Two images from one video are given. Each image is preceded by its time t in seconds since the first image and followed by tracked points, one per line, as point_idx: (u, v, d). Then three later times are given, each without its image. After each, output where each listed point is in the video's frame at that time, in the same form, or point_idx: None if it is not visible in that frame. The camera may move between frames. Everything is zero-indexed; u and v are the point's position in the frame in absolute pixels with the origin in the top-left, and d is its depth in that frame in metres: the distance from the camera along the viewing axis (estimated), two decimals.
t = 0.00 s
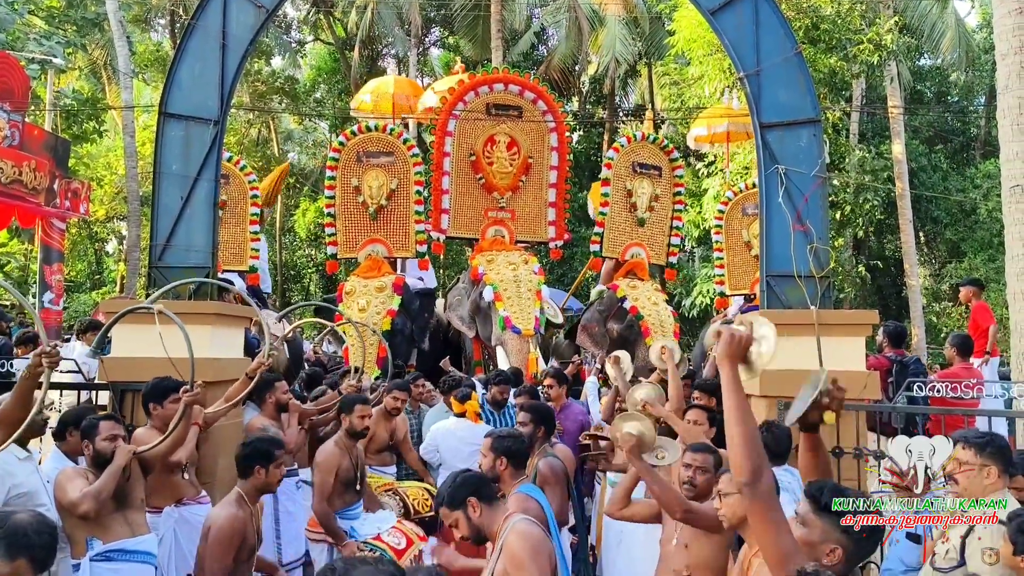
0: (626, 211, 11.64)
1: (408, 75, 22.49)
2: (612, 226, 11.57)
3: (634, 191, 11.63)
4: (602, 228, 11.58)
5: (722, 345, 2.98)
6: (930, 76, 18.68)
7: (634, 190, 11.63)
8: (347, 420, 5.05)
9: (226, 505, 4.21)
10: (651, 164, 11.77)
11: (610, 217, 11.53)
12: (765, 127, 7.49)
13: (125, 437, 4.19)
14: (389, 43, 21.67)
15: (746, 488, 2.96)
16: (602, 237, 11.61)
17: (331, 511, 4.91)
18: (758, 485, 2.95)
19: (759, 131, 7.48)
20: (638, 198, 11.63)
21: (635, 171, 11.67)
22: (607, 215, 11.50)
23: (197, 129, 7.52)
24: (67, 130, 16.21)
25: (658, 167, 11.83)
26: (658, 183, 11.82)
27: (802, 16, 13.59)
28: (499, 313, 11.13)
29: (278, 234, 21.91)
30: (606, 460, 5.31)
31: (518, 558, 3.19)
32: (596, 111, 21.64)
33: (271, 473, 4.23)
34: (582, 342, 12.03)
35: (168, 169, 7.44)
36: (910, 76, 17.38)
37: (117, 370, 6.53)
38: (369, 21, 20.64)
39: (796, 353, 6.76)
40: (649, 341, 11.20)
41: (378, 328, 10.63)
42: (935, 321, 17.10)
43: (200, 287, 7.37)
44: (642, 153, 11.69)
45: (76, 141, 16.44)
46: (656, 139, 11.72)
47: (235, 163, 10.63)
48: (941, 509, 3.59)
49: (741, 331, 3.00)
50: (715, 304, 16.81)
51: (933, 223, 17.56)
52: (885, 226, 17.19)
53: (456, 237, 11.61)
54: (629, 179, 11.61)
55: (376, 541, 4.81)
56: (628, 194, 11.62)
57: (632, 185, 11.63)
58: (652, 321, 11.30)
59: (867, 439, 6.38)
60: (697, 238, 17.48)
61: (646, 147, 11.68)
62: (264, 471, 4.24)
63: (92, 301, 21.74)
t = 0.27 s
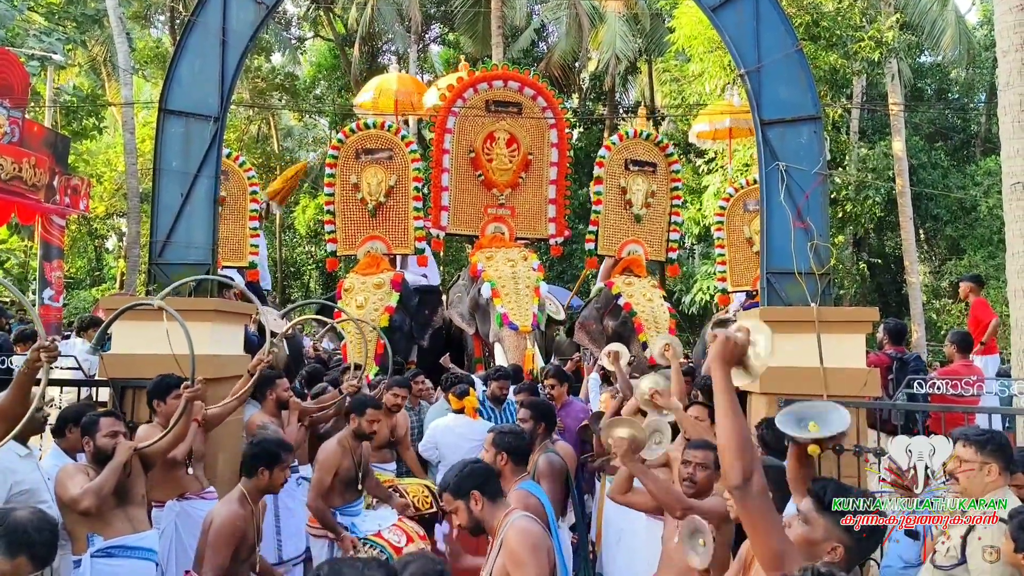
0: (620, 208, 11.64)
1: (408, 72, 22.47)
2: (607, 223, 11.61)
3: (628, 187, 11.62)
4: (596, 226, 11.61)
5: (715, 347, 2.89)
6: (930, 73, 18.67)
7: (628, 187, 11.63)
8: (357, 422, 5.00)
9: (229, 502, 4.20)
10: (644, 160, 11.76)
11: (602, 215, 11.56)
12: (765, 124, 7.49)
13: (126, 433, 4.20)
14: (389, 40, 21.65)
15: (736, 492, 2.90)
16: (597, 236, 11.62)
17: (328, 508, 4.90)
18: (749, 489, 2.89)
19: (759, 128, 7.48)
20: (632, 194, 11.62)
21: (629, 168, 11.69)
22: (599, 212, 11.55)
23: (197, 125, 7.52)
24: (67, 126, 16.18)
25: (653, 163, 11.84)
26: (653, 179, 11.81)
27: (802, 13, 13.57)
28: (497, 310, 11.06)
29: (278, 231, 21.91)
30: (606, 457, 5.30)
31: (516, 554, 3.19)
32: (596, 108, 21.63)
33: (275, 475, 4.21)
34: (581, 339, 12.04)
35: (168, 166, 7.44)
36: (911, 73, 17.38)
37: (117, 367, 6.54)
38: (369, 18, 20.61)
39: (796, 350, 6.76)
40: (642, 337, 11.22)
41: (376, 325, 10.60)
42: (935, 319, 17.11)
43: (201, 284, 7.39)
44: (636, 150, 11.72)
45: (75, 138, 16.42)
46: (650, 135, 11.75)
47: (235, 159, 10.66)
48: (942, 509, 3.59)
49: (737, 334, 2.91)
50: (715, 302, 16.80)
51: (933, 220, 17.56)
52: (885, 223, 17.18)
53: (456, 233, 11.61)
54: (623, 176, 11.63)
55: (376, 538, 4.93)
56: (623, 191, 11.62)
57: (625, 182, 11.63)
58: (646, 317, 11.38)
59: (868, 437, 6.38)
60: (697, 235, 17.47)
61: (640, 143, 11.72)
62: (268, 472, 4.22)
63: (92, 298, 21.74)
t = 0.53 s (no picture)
0: (618, 207, 11.70)
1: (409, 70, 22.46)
2: (603, 225, 11.71)
3: (624, 184, 11.68)
4: (594, 225, 11.66)
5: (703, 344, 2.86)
6: (931, 72, 18.68)
7: (624, 184, 11.69)
8: (366, 428, 4.99)
9: (231, 500, 4.20)
10: (639, 157, 11.77)
11: (599, 213, 11.63)
12: (766, 122, 7.48)
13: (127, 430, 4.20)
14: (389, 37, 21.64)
15: (737, 486, 2.88)
16: (595, 235, 11.73)
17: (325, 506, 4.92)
18: (750, 484, 2.88)
19: (759, 126, 7.47)
20: (629, 191, 11.66)
21: (625, 166, 11.72)
22: (596, 211, 11.66)
23: (197, 123, 7.51)
24: (67, 124, 16.17)
25: (649, 159, 11.82)
26: (650, 175, 11.82)
27: (803, 11, 13.55)
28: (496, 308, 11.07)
29: (278, 228, 21.91)
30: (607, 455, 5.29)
31: (511, 552, 3.19)
32: (597, 105, 21.62)
33: (282, 479, 4.22)
34: (581, 337, 12.05)
35: (168, 164, 7.45)
36: (912, 71, 17.37)
37: (117, 365, 6.54)
38: (369, 15, 20.59)
39: (797, 348, 6.74)
40: (637, 334, 11.14)
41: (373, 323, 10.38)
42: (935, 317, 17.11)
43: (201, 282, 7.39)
44: (632, 147, 11.74)
45: (76, 135, 16.41)
46: (646, 131, 11.73)
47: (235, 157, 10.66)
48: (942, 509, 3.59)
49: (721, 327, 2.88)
50: (716, 300, 16.79)
51: (934, 218, 17.55)
52: (885, 221, 17.17)
53: (457, 231, 11.61)
54: (619, 174, 11.69)
55: (375, 533, 4.88)
56: (619, 188, 11.68)
57: (622, 180, 11.69)
58: (641, 315, 11.27)
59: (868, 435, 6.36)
60: (698, 233, 17.46)
61: (634, 140, 11.73)
62: (277, 477, 4.22)
63: (92, 296, 21.74)
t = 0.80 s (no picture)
0: (617, 206, 11.71)
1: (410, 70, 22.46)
2: (604, 223, 11.74)
3: (624, 184, 11.68)
4: (594, 224, 11.72)
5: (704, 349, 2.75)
6: (932, 71, 18.69)
7: (625, 183, 11.69)
8: (368, 430, 5.02)
9: (232, 500, 4.21)
10: (640, 156, 11.75)
11: (600, 213, 11.66)
12: (767, 122, 7.48)
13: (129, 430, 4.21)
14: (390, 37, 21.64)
15: (725, 488, 2.80)
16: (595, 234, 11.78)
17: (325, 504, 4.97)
18: (738, 485, 2.79)
19: (761, 126, 7.47)
20: (629, 190, 11.66)
21: (627, 164, 11.73)
22: (598, 210, 11.68)
23: (198, 122, 7.52)
24: (68, 124, 16.18)
25: (652, 158, 11.78)
26: (652, 174, 11.77)
27: (804, 10, 13.55)
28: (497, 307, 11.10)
29: (279, 228, 21.91)
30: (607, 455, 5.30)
31: (511, 551, 3.19)
32: (598, 105, 21.62)
33: (284, 481, 4.22)
34: (581, 336, 12.06)
35: (170, 164, 7.46)
36: (913, 70, 17.37)
37: (118, 364, 6.55)
38: (369, 15, 20.58)
39: (798, 347, 6.75)
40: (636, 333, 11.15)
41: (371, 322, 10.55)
42: (936, 317, 17.11)
43: (202, 281, 7.39)
44: (634, 146, 11.74)
45: (76, 135, 16.42)
46: (647, 129, 11.70)
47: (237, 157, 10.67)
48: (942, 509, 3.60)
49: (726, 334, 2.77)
50: (716, 299, 16.78)
51: (934, 217, 17.54)
52: (886, 221, 17.16)
53: (458, 230, 11.61)
54: (620, 173, 11.70)
55: (377, 529, 4.76)
56: (619, 187, 11.69)
57: (622, 179, 11.69)
58: (639, 313, 11.38)
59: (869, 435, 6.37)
60: (698, 233, 17.46)
61: (635, 138, 11.72)
62: (279, 480, 4.23)
63: (93, 296, 21.74)
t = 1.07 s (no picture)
0: (622, 205, 11.74)
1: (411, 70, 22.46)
2: (607, 221, 11.76)
3: (629, 182, 11.71)
4: (597, 222, 11.73)
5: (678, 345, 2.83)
6: (932, 71, 18.67)
7: (629, 182, 11.70)
8: (371, 426, 5.02)
9: (232, 499, 4.20)
10: (648, 155, 11.78)
11: (603, 211, 11.68)
12: (768, 121, 7.47)
13: (130, 431, 4.21)
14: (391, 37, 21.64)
15: (720, 486, 2.78)
16: (597, 232, 11.80)
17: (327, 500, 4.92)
18: (732, 484, 2.76)
19: (762, 126, 7.46)
20: (634, 189, 11.70)
21: (633, 164, 11.72)
22: (600, 208, 11.68)
23: (199, 123, 7.51)
24: (69, 124, 16.19)
25: (658, 158, 11.82)
26: (656, 175, 11.80)
27: (805, 10, 13.54)
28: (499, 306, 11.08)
29: (280, 228, 21.93)
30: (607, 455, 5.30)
31: (509, 552, 3.18)
32: (598, 105, 21.62)
33: (281, 476, 4.21)
34: (582, 336, 12.07)
35: (170, 164, 7.45)
36: (914, 70, 17.36)
37: (118, 364, 6.55)
38: (370, 15, 20.58)
39: (798, 347, 6.75)
40: (637, 333, 11.15)
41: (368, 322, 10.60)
42: (937, 317, 17.11)
43: (203, 281, 7.38)
44: (639, 146, 11.72)
45: (77, 135, 16.42)
46: (655, 131, 11.69)
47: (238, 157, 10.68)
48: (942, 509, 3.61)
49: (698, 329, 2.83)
50: (717, 299, 16.78)
51: (936, 217, 17.53)
52: (887, 220, 17.15)
53: (461, 230, 11.60)
54: (625, 172, 11.69)
55: (379, 528, 4.82)
56: (624, 186, 11.71)
57: (628, 178, 11.71)
58: (640, 312, 11.33)
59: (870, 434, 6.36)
60: (700, 232, 17.46)
61: (643, 139, 11.67)
62: (273, 474, 4.21)
63: (95, 296, 21.77)
